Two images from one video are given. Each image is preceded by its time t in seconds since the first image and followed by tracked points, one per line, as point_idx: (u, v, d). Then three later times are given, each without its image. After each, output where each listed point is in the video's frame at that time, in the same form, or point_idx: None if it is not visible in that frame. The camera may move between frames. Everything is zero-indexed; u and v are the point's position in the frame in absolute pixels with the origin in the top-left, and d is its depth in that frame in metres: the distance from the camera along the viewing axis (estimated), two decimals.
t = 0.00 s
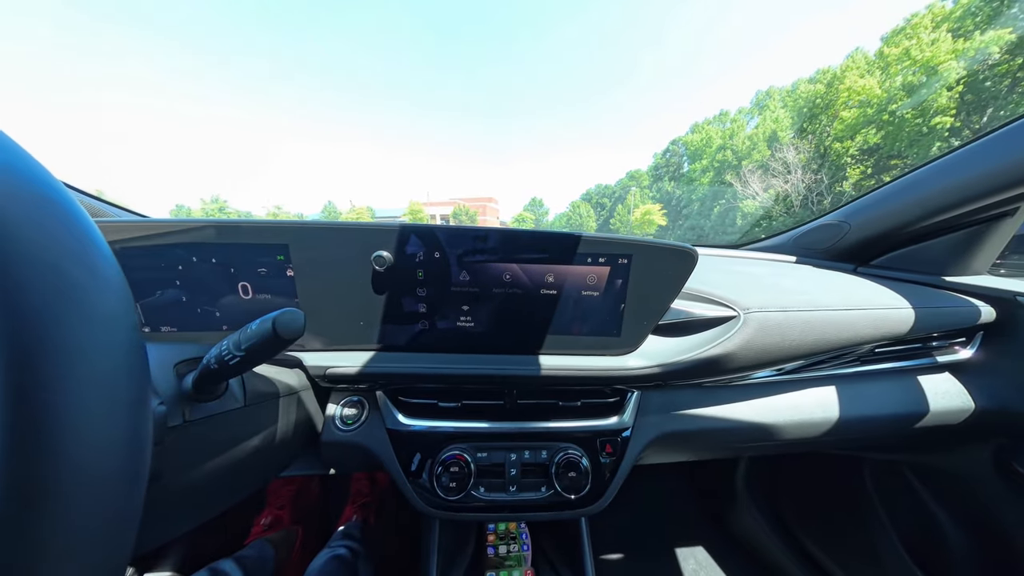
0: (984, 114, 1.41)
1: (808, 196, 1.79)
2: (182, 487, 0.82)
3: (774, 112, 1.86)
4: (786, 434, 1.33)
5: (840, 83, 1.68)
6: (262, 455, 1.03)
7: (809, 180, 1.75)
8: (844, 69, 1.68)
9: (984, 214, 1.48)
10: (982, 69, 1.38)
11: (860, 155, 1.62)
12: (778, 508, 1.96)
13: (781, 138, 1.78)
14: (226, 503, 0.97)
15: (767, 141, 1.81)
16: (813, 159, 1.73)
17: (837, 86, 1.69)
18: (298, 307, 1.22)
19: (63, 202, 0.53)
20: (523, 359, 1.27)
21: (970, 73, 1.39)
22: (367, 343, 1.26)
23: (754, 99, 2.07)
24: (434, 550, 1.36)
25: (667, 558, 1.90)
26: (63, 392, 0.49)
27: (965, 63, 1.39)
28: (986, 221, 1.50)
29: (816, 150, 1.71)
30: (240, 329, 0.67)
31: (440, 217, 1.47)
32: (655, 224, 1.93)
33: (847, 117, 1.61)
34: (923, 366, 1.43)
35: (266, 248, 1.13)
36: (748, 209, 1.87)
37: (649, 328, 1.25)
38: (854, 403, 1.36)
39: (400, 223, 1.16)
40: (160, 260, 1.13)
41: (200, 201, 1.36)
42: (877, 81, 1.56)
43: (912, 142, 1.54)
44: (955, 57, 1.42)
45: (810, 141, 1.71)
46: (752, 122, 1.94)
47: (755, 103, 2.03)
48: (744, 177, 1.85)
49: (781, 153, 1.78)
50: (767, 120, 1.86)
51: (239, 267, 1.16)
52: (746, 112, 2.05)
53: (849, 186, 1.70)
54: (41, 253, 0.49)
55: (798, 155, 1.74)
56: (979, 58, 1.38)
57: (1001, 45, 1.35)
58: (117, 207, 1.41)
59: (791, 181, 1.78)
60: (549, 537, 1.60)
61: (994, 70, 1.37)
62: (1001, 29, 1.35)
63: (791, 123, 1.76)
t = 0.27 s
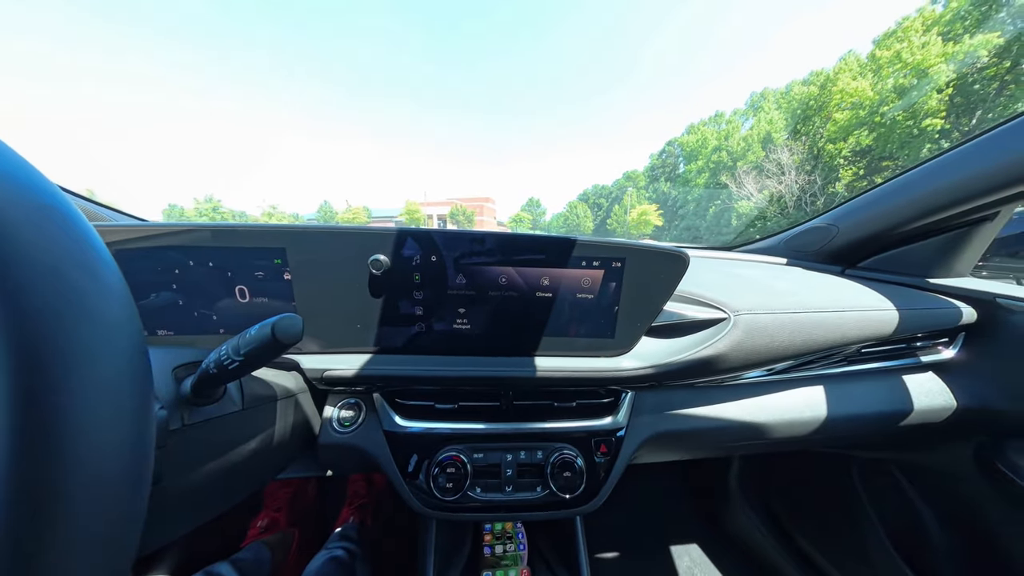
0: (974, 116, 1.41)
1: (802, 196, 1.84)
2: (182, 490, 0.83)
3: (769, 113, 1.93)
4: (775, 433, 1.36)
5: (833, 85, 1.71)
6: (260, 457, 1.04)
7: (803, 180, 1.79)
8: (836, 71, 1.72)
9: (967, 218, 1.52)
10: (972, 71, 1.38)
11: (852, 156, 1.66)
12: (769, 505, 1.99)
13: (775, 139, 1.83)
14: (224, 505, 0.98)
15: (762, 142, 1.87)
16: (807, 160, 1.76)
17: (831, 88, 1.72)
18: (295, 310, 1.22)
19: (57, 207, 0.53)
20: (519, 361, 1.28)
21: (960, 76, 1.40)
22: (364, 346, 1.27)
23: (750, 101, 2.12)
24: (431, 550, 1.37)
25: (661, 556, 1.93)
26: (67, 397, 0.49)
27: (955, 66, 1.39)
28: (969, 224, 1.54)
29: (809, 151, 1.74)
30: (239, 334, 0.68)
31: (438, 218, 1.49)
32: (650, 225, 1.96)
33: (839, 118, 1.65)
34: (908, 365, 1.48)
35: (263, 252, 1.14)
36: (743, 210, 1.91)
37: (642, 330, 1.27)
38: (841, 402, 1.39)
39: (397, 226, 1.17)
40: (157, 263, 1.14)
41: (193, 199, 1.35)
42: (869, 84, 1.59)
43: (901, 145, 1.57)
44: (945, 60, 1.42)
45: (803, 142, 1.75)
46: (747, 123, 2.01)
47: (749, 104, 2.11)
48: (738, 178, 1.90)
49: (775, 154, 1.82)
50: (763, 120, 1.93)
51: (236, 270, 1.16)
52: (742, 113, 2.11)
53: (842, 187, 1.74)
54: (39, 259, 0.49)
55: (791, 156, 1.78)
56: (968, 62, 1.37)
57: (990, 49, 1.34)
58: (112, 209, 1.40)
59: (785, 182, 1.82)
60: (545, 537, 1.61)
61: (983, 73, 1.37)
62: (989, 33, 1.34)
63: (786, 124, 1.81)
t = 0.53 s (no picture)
0: (966, 119, 1.41)
1: (797, 197, 1.85)
2: (177, 494, 0.81)
3: (764, 115, 1.95)
4: (775, 432, 1.36)
5: (828, 87, 1.74)
6: (256, 460, 1.02)
7: (797, 181, 1.81)
8: (830, 74, 1.75)
9: (963, 218, 1.53)
10: (964, 74, 1.39)
11: (847, 157, 1.68)
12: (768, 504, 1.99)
13: (771, 141, 1.85)
14: (220, 509, 0.97)
15: (757, 143, 1.90)
16: (801, 161, 1.77)
17: (826, 89, 1.75)
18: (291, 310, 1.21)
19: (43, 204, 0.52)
20: (519, 361, 1.28)
21: (953, 78, 1.40)
22: (361, 347, 1.25)
23: (747, 103, 2.15)
24: (430, 553, 1.35)
25: (660, 556, 1.92)
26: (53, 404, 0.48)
27: (948, 68, 1.41)
28: (965, 223, 1.54)
29: (805, 152, 1.76)
30: (232, 336, 0.66)
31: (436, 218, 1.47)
32: (648, 224, 1.96)
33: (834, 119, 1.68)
34: (906, 364, 1.48)
35: (258, 251, 1.12)
36: (740, 210, 1.94)
37: (642, 329, 1.27)
38: (840, 401, 1.40)
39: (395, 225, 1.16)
40: (150, 263, 1.12)
41: (188, 197, 1.33)
42: (863, 85, 1.61)
43: (896, 146, 1.57)
44: (938, 62, 1.44)
45: (798, 143, 1.76)
46: (743, 126, 2.04)
47: (746, 106, 2.14)
48: (734, 178, 1.92)
49: (771, 155, 1.84)
50: (759, 122, 1.96)
51: (232, 269, 1.14)
52: (738, 116, 2.14)
53: (837, 187, 1.76)
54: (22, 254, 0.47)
55: (787, 157, 1.79)
56: (960, 64, 1.38)
57: (981, 52, 1.35)
58: (103, 208, 1.38)
59: (782, 182, 1.84)
60: (545, 539, 1.60)
61: (976, 75, 1.37)
62: (981, 36, 1.36)
63: (781, 126, 1.83)
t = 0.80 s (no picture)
0: (961, 120, 1.45)
1: (795, 197, 1.88)
2: (180, 490, 0.82)
3: (763, 115, 1.95)
4: (774, 429, 1.37)
5: (825, 87, 1.78)
6: (258, 457, 1.02)
7: (796, 181, 1.83)
8: (827, 75, 1.80)
9: (960, 216, 1.54)
10: (960, 75, 1.43)
11: (844, 157, 1.70)
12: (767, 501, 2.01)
13: (769, 142, 1.87)
14: (222, 506, 0.97)
15: (756, 144, 1.91)
16: (799, 161, 1.80)
17: (824, 89, 1.78)
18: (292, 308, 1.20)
19: (50, 200, 0.52)
20: (520, 358, 1.28)
21: (948, 79, 1.45)
22: (362, 345, 1.25)
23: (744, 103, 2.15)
24: (432, 550, 1.36)
25: (660, 554, 1.93)
26: (64, 400, 0.48)
27: (943, 69, 1.45)
28: (962, 221, 1.56)
29: (803, 153, 1.79)
30: (237, 332, 0.66)
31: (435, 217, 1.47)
32: (648, 225, 1.94)
33: (831, 120, 1.72)
34: (903, 361, 1.49)
35: (259, 249, 1.12)
36: (738, 210, 1.94)
37: (643, 327, 1.27)
38: (839, 398, 1.41)
39: (396, 223, 1.16)
40: (149, 261, 1.11)
41: (185, 198, 1.33)
42: (860, 86, 1.66)
43: (892, 146, 1.61)
44: (934, 63, 1.48)
45: (796, 143, 1.79)
46: (741, 126, 2.03)
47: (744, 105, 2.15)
48: (733, 178, 1.93)
49: (769, 156, 1.86)
50: (756, 122, 1.96)
51: (232, 267, 1.14)
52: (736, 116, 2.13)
53: (835, 187, 1.77)
54: (25, 251, 0.47)
55: (785, 157, 1.81)
56: (956, 65, 1.43)
57: (976, 53, 1.40)
58: (100, 207, 1.37)
59: (779, 183, 1.86)
60: (546, 536, 1.61)
61: (971, 76, 1.41)
62: (976, 37, 1.40)
63: (779, 126, 1.85)
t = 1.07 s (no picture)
0: (960, 119, 1.45)
1: (794, 197, 1.88)
2: (181, 487, 0.82)
3: (763, 115, 1.96)
4: (774, 427, 1.38)
5: (824, 87, 1.80)
6: (259, 455, 1.02)
7: (795, 180, 1.84)
8: (827, 76, 1.81)
9: (960, 215, 1.54)
10: (959, 75, 1.44)
11: (843, 157, 1.71)
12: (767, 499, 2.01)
13: (768, 142, 1.87)
14: (224, 503, 0.97)
15: (755, 143, 1.92)
16: (798, 161, 1.81)
17: (823, 89, 1.80)
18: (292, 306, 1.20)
19: (58, 200, 0.52)
20: (521, 356, 1.28)
21: (947, 79, 1.46)
22: (363, 343, 1.25)
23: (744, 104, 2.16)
24: (432, 549, 1.36)
25: (660, 552, 1.93)
26: (69, 394, 0.48)
27: (943, 69, 1.46)
28: (961, 220, 1.56)
29: (802, 153, 1.79)
30: (237, 328, 0.66)
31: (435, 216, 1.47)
32: (648, 224, 1.94)
33: (830, 120, 1.73)
34: (902, 359, 1.50)
35: (259, 247, 1.12)
36: (738, 210, 1.95)
37: (643, 325, 1.28)
38: (838, 396, 1.41)
39: (397, 221, 1.16)
40: (150, 259, 1.11)
41: (183, 199, 1.32)
42: (860, 86, 1.67)
43: (891, 146, 1.62)
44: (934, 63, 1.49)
45: (796, 143, 1.80)
46: (741, 126, 2.04)
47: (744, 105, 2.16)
48: (732, 178, 1.94)
49: (768, 156, 1.87)
50: (756, 122, 1.97)
51: (232, 265, 1.14)
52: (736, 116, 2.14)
53: (834, 187, 1.78)
54: (29, 247, 0.47)
55: (785, 157, 1.82)
56: (955, 66, 1.44)
57: (976, 53, 1.41)
58: (99, 206, 1.37)
59: (779, 182, 1.86)
60: (546, 535, 1.61)
61: (970, 77, 1.42)
62: (976, 37, 1.41)
63: (779, 126, 1.86)
